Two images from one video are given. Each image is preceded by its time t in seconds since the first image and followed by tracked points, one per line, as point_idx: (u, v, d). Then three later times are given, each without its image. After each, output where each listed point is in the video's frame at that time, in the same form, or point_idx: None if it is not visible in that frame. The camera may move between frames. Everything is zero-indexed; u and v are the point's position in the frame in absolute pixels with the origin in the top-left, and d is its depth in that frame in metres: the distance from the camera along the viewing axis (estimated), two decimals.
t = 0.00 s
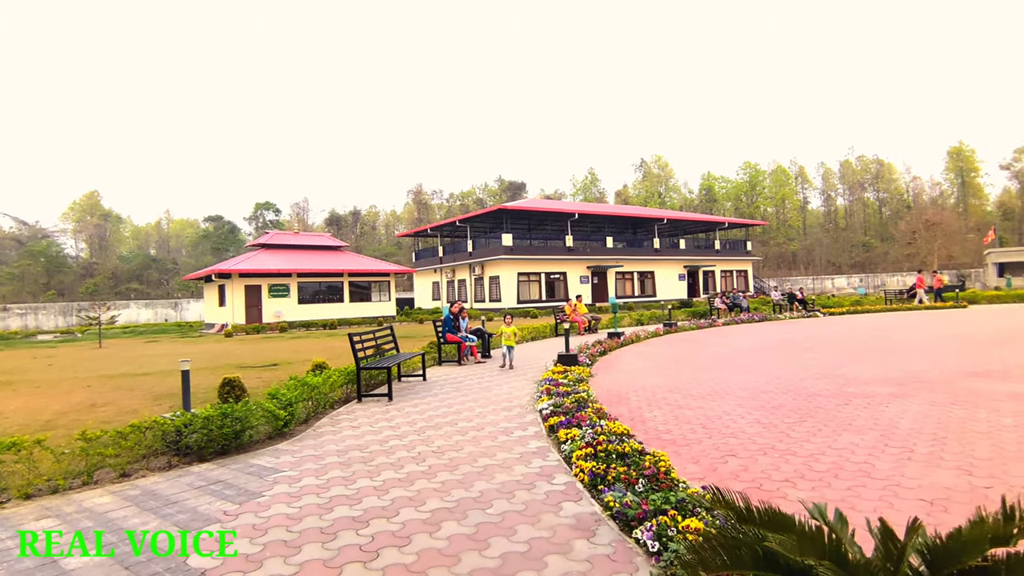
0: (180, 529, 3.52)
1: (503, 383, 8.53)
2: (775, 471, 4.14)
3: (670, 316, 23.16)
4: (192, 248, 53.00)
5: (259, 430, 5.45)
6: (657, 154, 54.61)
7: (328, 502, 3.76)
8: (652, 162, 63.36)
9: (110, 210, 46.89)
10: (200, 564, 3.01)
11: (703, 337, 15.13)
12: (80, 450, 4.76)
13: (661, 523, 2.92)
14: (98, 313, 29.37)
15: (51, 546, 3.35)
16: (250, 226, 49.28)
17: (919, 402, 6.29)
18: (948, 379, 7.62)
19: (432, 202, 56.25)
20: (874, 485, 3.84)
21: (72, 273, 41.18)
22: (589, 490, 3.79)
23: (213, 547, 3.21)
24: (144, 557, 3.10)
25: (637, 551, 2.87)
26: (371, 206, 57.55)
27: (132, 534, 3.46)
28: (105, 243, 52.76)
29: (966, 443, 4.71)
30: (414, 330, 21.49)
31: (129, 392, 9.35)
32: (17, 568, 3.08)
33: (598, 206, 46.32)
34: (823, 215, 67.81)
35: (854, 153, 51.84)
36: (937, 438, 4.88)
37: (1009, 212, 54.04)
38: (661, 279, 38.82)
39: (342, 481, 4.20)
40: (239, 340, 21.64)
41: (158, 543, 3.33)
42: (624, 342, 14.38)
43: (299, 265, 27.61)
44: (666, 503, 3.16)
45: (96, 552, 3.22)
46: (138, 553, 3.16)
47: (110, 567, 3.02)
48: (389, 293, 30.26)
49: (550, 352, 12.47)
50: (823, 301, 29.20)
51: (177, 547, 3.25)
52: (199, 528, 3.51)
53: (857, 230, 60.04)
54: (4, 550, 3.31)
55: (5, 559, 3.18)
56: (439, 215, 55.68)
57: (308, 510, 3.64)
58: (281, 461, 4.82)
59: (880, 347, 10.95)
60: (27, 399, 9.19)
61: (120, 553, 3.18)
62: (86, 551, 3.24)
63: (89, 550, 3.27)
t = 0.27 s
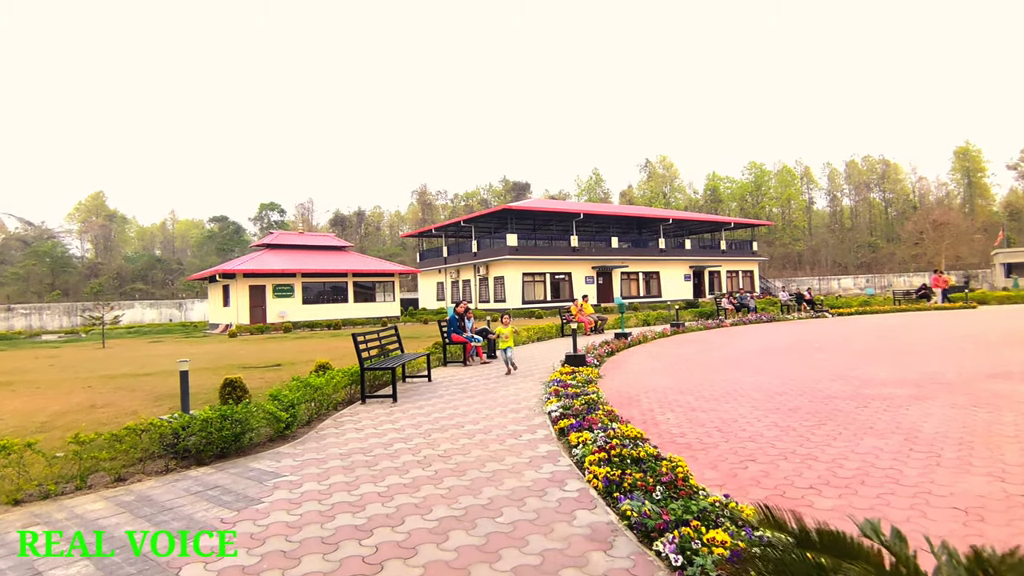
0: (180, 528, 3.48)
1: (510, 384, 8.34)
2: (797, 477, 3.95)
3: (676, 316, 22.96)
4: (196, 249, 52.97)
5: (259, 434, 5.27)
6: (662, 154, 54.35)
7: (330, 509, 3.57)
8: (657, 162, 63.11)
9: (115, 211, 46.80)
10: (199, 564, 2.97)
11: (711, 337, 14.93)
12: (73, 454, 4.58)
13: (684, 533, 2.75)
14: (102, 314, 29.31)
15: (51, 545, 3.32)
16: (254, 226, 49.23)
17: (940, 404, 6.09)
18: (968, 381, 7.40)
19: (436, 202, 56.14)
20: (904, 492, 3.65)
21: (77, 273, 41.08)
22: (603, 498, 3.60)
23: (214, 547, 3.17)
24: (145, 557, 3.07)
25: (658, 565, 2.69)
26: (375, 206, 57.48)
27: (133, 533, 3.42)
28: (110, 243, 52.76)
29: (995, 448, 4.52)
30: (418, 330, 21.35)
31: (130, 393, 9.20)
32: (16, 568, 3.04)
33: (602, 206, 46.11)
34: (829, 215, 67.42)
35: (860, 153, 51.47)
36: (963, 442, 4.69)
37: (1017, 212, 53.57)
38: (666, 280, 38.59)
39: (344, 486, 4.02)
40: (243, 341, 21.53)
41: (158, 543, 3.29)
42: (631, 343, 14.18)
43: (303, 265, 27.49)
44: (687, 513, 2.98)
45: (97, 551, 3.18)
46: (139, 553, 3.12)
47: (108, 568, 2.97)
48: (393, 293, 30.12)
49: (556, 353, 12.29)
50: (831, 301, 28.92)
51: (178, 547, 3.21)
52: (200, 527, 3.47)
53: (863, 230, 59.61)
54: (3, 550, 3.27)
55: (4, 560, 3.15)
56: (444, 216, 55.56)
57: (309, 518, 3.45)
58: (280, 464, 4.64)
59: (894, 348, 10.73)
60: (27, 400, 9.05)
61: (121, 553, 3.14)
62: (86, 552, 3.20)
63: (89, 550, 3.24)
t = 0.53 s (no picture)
0: (181, 527, 3.51)
1: (522, 384, 8.16)
2: (829, 485, 3.75)
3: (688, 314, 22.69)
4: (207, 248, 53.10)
5: (265, 438, 5.12)
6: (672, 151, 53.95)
7: (339, 519, 3.40)
8: (666, 158, 62.69)
9: (126, 210, 46.91)
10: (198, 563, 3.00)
11: (726, 336, 14.68)
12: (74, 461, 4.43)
13: (717, 551, 2.58)
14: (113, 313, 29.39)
15: (51, 545, 3.34)
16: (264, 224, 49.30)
17: (970, 406, 5.86)
18: (997, 381, 7.15)
19: (445, 200, 56.04)
20: (943, 501, 3.45)
21: (89, 272, 41.23)
22: (627, 509, 3.42)
23: (213, 547, 3.19)
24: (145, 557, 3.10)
25: None
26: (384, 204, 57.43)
27: (132, 534, 3.44)
28: (122, 242, 52.97)
29: None
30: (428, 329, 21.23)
31: (138, 393, 9.11)
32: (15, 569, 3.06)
33: (612, 203, 45.82)
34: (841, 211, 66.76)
35: (873, 148, 50.86)
36: (1001, 447, 4.47)
37: None
38: (676, 277, 38.30)
39: (354, 494, 3.85)
40: (252, 340, 21.49)
41: (158, 542, 3.31)
42: (644, 341, 13.97)
43: (312, 263, 27.42)
44: (718, 528, 2.80)
45: (98, 551, 3.22)
46: (139, 553, 3.14)
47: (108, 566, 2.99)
48: (402, 291, 30.01)
49: (569, 352, 12.11)
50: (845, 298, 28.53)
51: (177, 547, 3.23)
52: (200, 527, 3.50)
53: (875, 226, 59.02)
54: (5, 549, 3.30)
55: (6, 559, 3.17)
56: (453, 213, 55.45)
57: (316, 530, 3.28)
58: (288, 470, 4.48)
59: (915, 346, 10.46)
60: (36, 401, 8.97)
61: (122, 552, 3.17)
62: (86, 552, 3.23)
63: (89, 550, 3.26)
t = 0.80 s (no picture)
0: (182, 527, 3.45)
1: (533, 386, 7.97)
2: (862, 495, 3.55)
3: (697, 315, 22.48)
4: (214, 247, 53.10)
5: (269, 440, 4.95)
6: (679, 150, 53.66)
7: (345, 529, 3.23)
8: (673, 158, 62.37)
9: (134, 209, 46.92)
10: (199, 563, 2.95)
11: (737, 336, 14.46)
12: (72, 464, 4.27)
13: (752, 568, 2.41)
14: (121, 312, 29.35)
15: (51, 545, 3.28)
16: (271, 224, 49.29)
17: (999, 410, 5.64)
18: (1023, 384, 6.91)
19: (452, 200, 55.93)
20: (986, 512, 3.24)
21: (97, 271, 41.24)
22: (650, 519, 3.23)
23: (214, 547, 3.15)
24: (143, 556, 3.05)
25: None
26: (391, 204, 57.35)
27: (132, 532, 3.39)
28: (130, 241, 53.00)
29: None
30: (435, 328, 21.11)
31: (143, 393, 8.97)
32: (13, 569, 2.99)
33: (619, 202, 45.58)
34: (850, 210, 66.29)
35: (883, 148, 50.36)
36: None
37: None
38: (684, 277, 38.03)
39: (361, 501, 3.67)
40: (259, 339, 21.39)
41: (158, 542, 3.26)
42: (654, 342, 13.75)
43: (319, 263, 27.31)
44: (751, 543, 2.61)
45: (97, 551, 3.16)
46: (139, 553, 3.10)
47: (109, 566, 2.95)
48: (409, 291, 29.88)
49: (578, 353, 11.93)
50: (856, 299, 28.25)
51: (178, 546, 3.18)
52: (199, 527, 3.45)
53: (884, 226, 58.48)
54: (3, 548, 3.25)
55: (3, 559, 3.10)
56: (459, 213, 55.32)
57: (321, 540, 3.10)
58: (292, 475, 4.31)
59: (934, 348, 10.21)
60: (39, 400, 8.84)
61: (121, 552, 3.13)
62: (86, 552, 3.17)
63: (90, 549, 3.21)
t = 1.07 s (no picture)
0: (181, 528, 3.38)
1: (534, 389, 7.75)
2: (887, 507, 3.35)
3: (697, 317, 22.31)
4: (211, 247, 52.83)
5: (261, 444, 4.74)
6: (678, 153, 53.51)
7: (341, 541, 3.03)
8: (672, 160, 62.25)
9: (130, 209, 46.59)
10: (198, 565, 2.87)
11: (739, 338, 14.27)
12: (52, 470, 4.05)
13: None
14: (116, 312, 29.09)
15: (51, 545, 3.19)
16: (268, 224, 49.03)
17: (1018, 416, 5.45)
18: None
19: (450, 201, 55.74)
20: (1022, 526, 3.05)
21: (93, 270, 40.94)
22: (666, 533, 3.03)
23: (214, 547, 3.09)
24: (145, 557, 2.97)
25: None
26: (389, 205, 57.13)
27: (132, 533, 3.32)
28: (126, 241, 52.68)
29: None
30: (433, 330, 20.90)
31: (134, 394, 8.77)
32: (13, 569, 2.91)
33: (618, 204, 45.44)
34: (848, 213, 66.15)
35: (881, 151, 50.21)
36: None
37: None
38: (683, 279, 37.83)
39: (357, 511, 3.47)
40: (254, 339, 21.17)
41: (158, 543, 3.19)
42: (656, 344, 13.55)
43: (315, 263, 27.09)
44: (779, 560, 2.42)
45: (98, 552, 3.09)
46: (140, 553, 3.03)
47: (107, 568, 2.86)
48: (406, 292, 29.67)
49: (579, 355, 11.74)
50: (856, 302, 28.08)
51: (178, 547, 3.11)
52: (199, 528, 3.38)
53: (883, 229, 58.32)
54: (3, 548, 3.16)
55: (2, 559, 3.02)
56: (457, 214, 55.12)
57: (314, 554, 2.90)
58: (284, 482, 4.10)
59: (942, 351, 10.01)
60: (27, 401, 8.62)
61: (122, 552, 3.06)
62: (87, 552, 3.10)
63: (90, 550, 3.12)
